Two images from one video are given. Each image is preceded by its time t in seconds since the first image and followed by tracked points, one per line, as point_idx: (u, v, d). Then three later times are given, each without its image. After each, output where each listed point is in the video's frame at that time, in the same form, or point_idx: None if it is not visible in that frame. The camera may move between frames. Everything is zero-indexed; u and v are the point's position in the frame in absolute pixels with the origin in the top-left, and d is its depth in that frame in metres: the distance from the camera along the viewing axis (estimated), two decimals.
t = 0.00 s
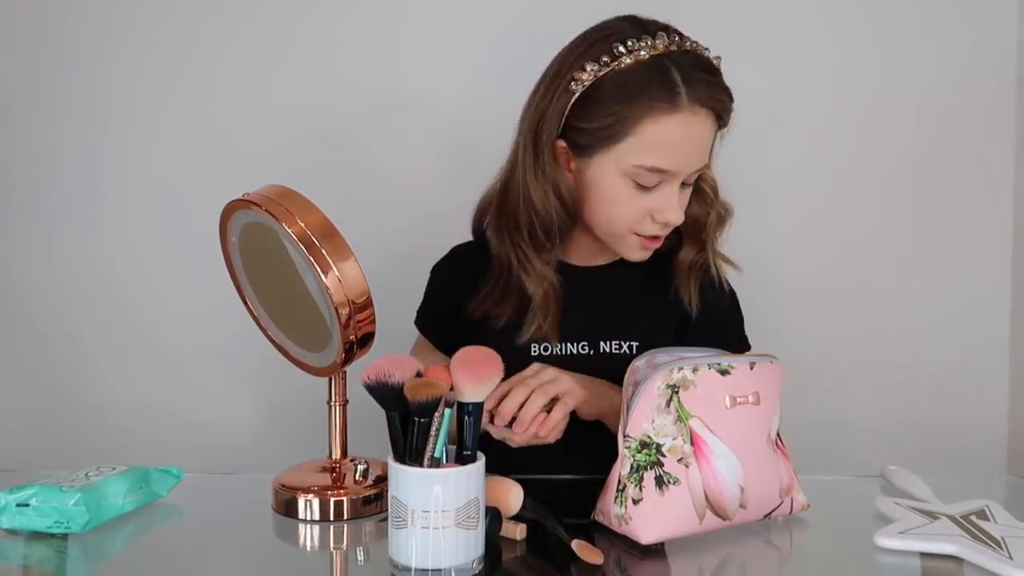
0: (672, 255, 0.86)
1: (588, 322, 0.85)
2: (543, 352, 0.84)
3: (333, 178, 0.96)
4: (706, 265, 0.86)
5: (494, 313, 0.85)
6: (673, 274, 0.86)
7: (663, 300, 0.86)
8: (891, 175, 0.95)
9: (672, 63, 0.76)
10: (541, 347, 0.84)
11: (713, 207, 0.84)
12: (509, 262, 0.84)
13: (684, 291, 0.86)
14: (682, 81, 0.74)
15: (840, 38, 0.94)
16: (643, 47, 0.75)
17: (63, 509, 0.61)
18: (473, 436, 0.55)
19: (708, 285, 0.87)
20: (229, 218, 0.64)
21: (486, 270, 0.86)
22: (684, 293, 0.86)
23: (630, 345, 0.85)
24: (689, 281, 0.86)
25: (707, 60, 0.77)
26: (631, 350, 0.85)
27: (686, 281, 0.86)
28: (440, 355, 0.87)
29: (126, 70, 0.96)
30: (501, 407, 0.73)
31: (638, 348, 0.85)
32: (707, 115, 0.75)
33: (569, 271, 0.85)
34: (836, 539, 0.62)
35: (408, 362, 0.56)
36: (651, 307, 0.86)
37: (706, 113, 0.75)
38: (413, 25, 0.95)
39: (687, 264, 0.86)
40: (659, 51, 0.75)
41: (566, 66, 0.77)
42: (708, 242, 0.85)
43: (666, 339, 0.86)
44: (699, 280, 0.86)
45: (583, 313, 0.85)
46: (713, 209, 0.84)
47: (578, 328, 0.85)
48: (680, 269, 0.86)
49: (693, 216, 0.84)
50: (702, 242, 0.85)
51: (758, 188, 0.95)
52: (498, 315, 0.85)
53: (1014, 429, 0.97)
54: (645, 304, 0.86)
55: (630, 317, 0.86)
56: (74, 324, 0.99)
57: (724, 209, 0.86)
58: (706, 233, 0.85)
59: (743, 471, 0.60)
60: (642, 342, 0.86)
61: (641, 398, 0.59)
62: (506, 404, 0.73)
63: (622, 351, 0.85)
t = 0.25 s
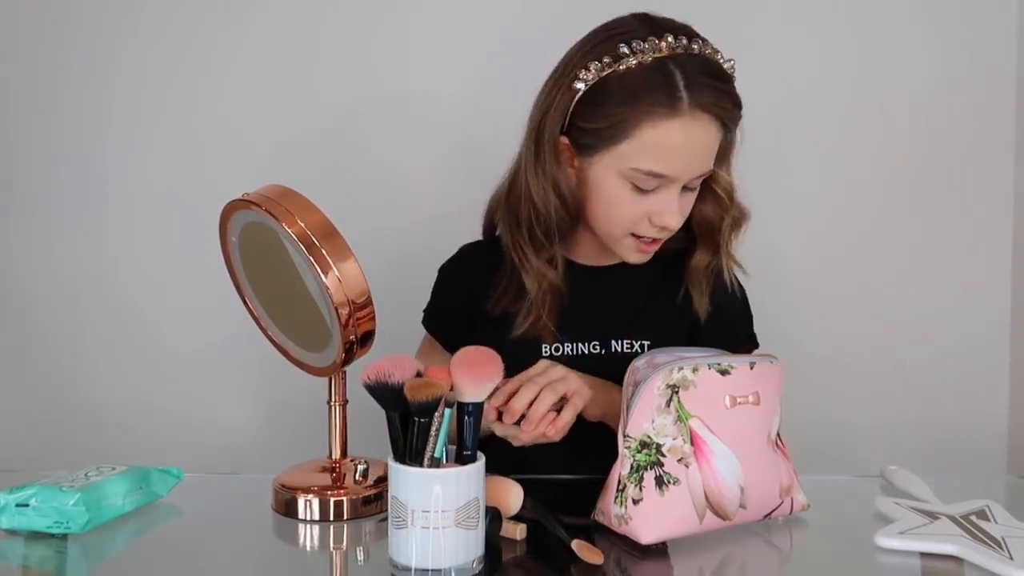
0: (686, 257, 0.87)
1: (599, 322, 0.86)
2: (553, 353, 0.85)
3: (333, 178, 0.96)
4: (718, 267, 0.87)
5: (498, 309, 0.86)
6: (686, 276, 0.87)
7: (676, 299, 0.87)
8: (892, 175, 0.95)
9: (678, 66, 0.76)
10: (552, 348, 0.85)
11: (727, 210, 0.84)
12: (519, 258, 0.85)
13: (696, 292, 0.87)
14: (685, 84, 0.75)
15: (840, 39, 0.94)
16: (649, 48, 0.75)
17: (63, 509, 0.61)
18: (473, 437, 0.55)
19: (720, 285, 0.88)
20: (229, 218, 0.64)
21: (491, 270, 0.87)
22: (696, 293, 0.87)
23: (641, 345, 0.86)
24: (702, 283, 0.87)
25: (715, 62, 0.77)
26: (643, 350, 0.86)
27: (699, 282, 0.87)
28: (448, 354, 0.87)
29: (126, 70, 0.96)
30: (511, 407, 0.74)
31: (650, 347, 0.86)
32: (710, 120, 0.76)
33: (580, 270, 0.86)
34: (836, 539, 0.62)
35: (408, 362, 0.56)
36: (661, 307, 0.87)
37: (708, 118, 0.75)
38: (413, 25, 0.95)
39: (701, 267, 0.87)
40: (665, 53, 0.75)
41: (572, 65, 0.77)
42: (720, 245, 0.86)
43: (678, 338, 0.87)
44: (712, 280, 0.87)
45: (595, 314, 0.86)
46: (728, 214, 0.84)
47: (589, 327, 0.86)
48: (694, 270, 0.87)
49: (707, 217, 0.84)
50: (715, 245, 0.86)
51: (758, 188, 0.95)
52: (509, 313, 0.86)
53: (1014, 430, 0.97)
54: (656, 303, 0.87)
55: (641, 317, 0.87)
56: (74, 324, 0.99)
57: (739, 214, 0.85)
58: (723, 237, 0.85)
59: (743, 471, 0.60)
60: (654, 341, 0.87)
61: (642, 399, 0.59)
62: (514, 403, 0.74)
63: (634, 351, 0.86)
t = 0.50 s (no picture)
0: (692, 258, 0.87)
1: (605, 321, 0.87)
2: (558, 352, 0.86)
3: (334, 178, 0.96)
4: (723, 268, 0.87)
5: (501, 308, 0.87)
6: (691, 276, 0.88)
7: (678, 298, 0.88)
8: (892, 175, 0.95)
9: (688, 70, 0.75)
10: (557, 346, 0.86)
11: (732, 213, 0.84)
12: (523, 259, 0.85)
13: (702, 292, 0.87)
14: (695, 90, 0.73)
15: (841, 38, 0.94)
16: (660, 51, 0.74)
17: (63, 509, 0.61)
18: (473, 437, 0.55)
19: (725, 285, 0.88)
20: (228, 217, 0.63)
21: (493, 268, 0.88)
22: (701, 293, 0.87)
23: (647, 343, 0.87)
24: (707, 284, 0.87)
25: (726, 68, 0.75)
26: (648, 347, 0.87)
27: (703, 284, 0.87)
28: (450, 354, 0.87)
29: (126, 70, 0.96)
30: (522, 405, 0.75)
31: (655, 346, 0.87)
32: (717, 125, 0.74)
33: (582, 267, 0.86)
34: (837, 539, 0.62)
35: (408, 362, 0.56)
36: (665, 306, 0.88)
37: (717, 123, 0.74)
38: (413, 25, 0.95)
39: (705, 270, 0.87)
40: (675, 57, 0.74)
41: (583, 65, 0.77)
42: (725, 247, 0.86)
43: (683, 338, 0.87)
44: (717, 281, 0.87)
45: (600, 313, 0.87)
46: (733, 216, 0.84)
47: (594, 326, 0.87)
48: (700, 272, 0.87)
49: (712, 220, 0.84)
50: (720, 247, 0.86)
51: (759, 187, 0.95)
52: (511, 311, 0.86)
53: (1014, 430, 0.97)
54: (661, 302, 0.88)
55: (645, 316, 0.88)
56: (73, 324, 0.99)
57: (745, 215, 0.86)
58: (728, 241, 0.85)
59: (743, 471, 0.60)
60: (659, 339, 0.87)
61: (642, 399, 0.59)
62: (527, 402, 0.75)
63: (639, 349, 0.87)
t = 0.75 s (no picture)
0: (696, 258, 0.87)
1: (607, 322, 0.87)
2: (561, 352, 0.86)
3: (333, 178, 0.96)
4: (727, 269, 0.88)
5: (505, 309, 0.87)
6: (692, 275, 0.87)
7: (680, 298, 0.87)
8: (892, 175, 0.95)
9: (699, 71, 0.78)
10: (560, 347, 0.86)
11: (737, 213, 0.85)
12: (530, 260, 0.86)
13: (704, 292, 0.88)
14: (703, 93, 0.77)
15: (841, 38, 0.94)
16: (670, 53, 0.77)
17: (63, 509, 0.61)
18: (473, 437, 0.55)
19: (727, 285, 0.88)
20: (228, 217, 0.64)
21: (495, 269, 0.88)
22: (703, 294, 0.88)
23: (648, 343, 0.87)
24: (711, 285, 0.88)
25: (732, 71, 0.79)
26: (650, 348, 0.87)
27: (707, 284, 0.88)
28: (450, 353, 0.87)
29: (126, 70, 0.96)
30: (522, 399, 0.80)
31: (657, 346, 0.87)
32: (725, 128, 0.79)
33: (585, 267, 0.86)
34: (837, 540, 0.62)
35: (409, 362, 0.56)
36: (667, 306, 0.87)
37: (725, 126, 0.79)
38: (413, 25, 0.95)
39: (710, 271, 0.87)
40: (685, 59, 0.77)
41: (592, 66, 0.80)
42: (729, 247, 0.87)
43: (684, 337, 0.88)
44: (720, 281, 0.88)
45: (603, 313, 0.87)
46: (738, 217, 0.86)
47: (596, 327, 0.87)
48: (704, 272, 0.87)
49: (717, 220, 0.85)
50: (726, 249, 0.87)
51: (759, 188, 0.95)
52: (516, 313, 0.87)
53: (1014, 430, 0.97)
54: (663, 303, 0.87)
55: (646, 316, 0.87)
56: (73, 324, 0.99)
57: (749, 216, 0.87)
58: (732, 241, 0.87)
59: (743, 471, 0.60)
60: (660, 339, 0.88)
61: (642, 399, 0.59)
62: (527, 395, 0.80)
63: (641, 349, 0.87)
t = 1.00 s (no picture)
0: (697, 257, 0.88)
1: (607, 322, 0.87)
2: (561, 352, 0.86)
3: (334, 177, 0.96)
4: (727, 269, 0.88)
5: (504, 308, 0.87)
6: (692, 275, 0.88)
7: (681, 298, 0.88)
8: (892, 175, 0.95)
9: (699, 71, 0.78)
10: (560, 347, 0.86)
11: (738, 213, 0.85)
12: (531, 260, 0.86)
13: (705, 292, 0.88)
14: (704, 92, 0.77)
15: (841, 37, 0.94)
16: (670, 53, 0.77)
17: (63, 509, 0.61)
18: (473, 437, 0.55)
19: (728, 286, 0.88)
20: (228, 217, 0.64)
21: (494, 268, 0.88)
22: (704, 293, 0.88)
23: (649, 343, 0.87)
24: (712, 284, 0.88)
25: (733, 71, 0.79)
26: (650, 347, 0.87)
27: (707, 283, 0.88)
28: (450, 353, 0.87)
29: (126, 70, 0.96)
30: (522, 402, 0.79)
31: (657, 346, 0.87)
32: (726, 128, 0.79)
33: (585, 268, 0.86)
34: (837, 539, 0.62)
35: (409, 362, 0.56)
36: (667, 306, 0.88)
37: (725, 125, 0.79)
38: (413, 25, 0.95)
39: (711, 271, 0.87)
40: (686, 58, 0.77)
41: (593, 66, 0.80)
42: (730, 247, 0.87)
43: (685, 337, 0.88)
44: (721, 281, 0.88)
45: (603, 313, 0.87)
46: (739, 216, 0.86)
47: (596, 327, 0.87)
48: (705, 272, 0.87)
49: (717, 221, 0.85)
50: (726, 249, 0.87)
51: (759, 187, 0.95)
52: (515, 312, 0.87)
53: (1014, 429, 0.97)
54: (663, 303, 0.87)
55: (647, 316, 0.87)
56: (73, 323, 0.99)
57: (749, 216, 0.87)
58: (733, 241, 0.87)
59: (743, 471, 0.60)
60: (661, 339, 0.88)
61: (642, 399, 0.59)
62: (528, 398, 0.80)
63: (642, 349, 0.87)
